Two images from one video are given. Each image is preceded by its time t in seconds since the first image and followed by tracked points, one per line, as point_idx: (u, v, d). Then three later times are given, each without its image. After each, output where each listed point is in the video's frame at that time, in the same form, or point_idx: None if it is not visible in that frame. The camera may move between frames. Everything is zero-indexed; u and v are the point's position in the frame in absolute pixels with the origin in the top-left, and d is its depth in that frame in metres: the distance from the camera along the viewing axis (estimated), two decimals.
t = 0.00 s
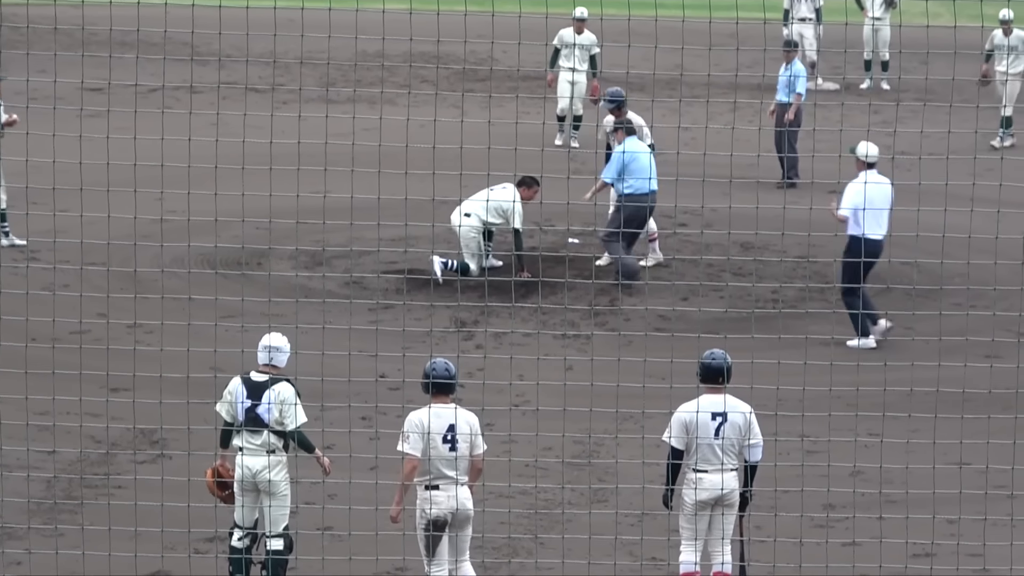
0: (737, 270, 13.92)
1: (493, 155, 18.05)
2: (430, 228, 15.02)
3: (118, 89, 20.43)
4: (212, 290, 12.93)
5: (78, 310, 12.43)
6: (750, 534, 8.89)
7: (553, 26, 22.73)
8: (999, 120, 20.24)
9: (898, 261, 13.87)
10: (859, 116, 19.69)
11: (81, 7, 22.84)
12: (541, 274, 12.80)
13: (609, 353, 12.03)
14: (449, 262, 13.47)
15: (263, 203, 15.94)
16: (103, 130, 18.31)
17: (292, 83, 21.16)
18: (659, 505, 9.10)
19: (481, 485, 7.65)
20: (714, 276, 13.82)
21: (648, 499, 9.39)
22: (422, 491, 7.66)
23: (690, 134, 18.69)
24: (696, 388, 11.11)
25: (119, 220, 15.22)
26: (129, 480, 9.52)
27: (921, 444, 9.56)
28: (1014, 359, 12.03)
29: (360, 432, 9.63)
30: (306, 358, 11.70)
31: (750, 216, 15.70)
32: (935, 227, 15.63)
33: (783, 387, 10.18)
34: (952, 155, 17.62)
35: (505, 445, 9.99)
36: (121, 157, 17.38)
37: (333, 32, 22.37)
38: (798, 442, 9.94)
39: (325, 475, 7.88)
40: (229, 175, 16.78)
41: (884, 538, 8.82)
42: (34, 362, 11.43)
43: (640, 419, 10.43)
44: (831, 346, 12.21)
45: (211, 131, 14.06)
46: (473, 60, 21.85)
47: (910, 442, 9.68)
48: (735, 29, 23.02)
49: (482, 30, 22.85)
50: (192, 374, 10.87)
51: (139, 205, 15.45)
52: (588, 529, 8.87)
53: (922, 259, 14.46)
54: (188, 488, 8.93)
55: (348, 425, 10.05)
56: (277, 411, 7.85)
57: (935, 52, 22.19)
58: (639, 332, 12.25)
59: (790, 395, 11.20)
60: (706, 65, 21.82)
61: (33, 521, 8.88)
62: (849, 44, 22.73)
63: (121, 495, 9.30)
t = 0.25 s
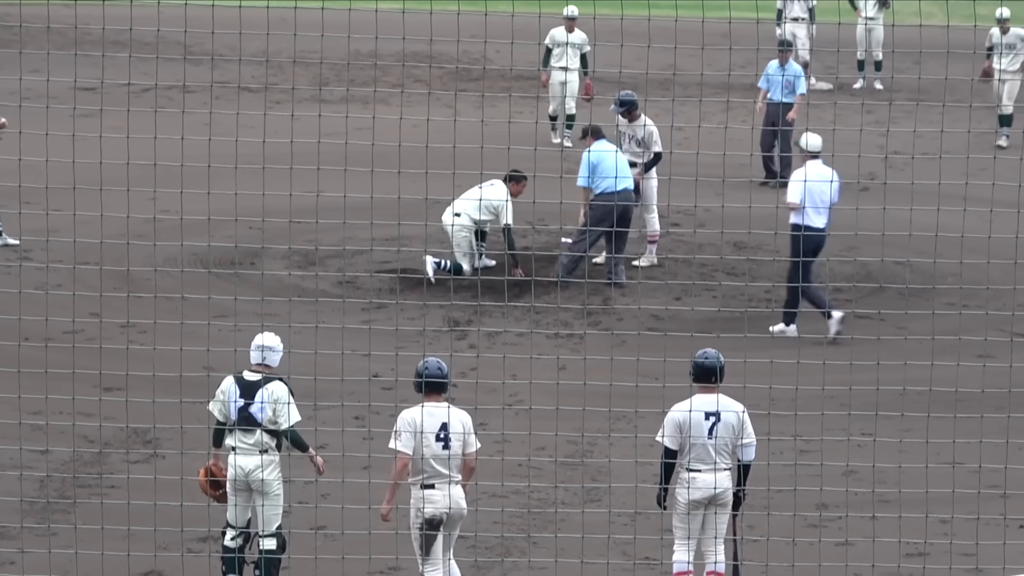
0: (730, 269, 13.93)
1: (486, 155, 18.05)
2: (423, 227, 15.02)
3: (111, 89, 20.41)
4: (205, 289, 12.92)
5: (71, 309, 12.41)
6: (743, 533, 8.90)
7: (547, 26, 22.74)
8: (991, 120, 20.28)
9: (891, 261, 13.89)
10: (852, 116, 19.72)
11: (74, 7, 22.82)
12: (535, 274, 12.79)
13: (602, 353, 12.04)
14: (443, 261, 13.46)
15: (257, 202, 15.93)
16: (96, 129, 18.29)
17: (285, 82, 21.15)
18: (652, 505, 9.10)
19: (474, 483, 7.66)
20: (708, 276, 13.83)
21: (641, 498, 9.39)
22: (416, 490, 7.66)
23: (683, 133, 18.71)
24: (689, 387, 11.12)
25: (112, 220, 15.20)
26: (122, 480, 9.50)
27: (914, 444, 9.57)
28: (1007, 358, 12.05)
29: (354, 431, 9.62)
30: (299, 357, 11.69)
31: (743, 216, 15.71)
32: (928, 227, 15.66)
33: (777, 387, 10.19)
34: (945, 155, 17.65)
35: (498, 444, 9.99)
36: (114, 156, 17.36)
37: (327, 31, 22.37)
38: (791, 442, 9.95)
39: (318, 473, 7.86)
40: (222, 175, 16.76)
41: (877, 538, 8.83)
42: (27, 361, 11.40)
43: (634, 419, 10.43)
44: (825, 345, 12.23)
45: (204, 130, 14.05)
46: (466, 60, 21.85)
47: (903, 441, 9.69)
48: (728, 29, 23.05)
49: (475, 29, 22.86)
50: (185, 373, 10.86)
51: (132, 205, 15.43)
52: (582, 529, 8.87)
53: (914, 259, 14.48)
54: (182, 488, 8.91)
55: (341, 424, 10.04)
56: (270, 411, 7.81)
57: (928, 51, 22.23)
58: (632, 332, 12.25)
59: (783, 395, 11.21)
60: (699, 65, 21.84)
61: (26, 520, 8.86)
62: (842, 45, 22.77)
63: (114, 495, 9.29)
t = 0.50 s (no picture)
0: (723, 268, 13.94)
1: (479, 153, 18.04)
2: (416, 225, 15.01)
3: (104, 86, 20.38)
4: (198, 287, 12.90)
5: (64, 307, 12.39)
6: (735, 532, 8.90)
7: (540, 24, 22.74)
8: (984, 118, 20.31)
9: (884, 259, 13.90)
10: (845, 114, 19.73)
11: (66, 4, 22.78)
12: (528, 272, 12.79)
13: (595, 351, 12.04)
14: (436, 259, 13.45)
15: (250, 200, 15.91)
16: (89, 127, 18.26)
17: (278, 80, 21.13)
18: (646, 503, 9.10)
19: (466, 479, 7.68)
20: (701, 274, 13.83)
21: (634, 496, 9.39)
22: (410, 487, 7.66)
23: (676, 131, 18.71)
24: (682, 386, 11.13)
25: (105, 217, 15.18)
26: (115, 477, 9.50)
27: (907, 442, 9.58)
28: (1000, 357, 12.07)
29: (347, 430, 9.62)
30: (292, 355, 11.68)
31: (736, 214, 15.72)
32: (921, 226, 15.68)
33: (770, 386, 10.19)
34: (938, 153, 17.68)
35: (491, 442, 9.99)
36: (107, 154, 17.34)
37: (320, 29, 22.35)
38: (784, 440, 9.96)
39: (311, 471, 7.85)
40: (215, 173, 16.74)
41: (869, 537, 8.84)
42: (20, 359, 11.39)
43: (627, 417, 10.43)
44: (818, 344, 12.24)
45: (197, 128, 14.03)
46: (459, 57, 21.84)
47: (896, 439, 9.70)
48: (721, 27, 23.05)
49: (469, 27, 22.85)
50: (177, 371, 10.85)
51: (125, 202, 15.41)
52: (575, 527, 8.88)
53: (907, 257, 14.50)
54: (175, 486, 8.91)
55: (334, 422, 10.03)
56: (263, 409, 7.81)
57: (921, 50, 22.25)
58: (625, 330, 12.26)
59: (776, 393, 11.22)
60: (692, 63, 21.85)
61: (19, 518, 8.85)
62: (835, 43, 22.78)
63: (107, 493, 9.28)
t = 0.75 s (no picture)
0: (718, 266, 13.94)
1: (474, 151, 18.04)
2: (411, 223, 15.00)
3: (99, 84, 20.37)
4: (192, 284, 12.89)
5: (58, 305, 12.38)
6: (729, 530, 8.91)
7: (535, 22, 22.74)
8: (979, 116, 20.34)
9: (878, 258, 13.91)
10: (840, 113, 19.75)
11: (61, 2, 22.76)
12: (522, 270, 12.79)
13: (589, 349, 12.04)
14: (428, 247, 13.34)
15: (244, 198, 15.90)
16: (83, 125, 18.25)
17: (273, 78, 21.12)
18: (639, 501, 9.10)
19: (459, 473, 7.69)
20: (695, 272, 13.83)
21: (628, 495, 9.39)
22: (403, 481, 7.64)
23: (671, 130, 18.72)
24: (676, 384, 11.13)
25: (99, 215, 15.16)
26: (109, 475, 9.49)
27: (901, 441, 9.59)
28: (994, 355, 12.08)
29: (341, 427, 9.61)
30: (286, 353, 11.67)
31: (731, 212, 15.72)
32: (916, 224, 15.68)
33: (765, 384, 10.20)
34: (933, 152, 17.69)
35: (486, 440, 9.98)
36: (101, 151, 17.33)
37: (315, 27, 22.35)
38: (778, 438, 9.96)
39: (306, 469, 7.84)
40: (210, 170, 16.73)
41: (864, 535, 8.85)
42: (14, 357, 11.37)
43: (621, 415, 10.43)
44: (812, 342, 12.25)
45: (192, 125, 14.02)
46: (454, 55, 21.84)
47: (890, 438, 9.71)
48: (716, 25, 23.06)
49: (464, 26, 22.86)
50: (172, 368, 10.84)
51: (120, 200, 15.40)
52: (569, 525, 8.87)
53: (902, 256, 14.51)
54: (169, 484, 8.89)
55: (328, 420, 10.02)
56: (257, 406, 7.81)
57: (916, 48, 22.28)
58: (619, 328, 12.25)
59: (771, 391, 11.22)
60: (687, 62, 21.86)
61: (13, 516, 8.84)
62: (830, 41, 22.79)
63: (101, 490, 9.27)
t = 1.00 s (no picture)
0: (711, 266, 13.95)
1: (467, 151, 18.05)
2: (404, 223, 15.00)
3: (92, 83, 20.36)
4: (186, 284, 12.88)
5: (51, 305, 12.36)
6: (722, 530, 8.92)
7: (528, 22, 22.76)
8: (972, 116, 20.36)
9: (872, 258, 13.94)
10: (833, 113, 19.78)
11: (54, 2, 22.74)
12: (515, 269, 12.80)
13: (583, 349, 12.05)
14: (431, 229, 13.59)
15: (238, 197, 15.90)
16: (76, 124, 18.22)
17: (266, 77, 21.11)
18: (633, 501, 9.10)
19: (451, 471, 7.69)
20: (689, 272, 13.84)
21: (622, 495, 9.40)
22: (396, 479, 7.64)
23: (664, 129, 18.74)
24: (670, 383, 11.14)
25: (93, 214, 15.14)
26: (102, 474, 9.47)
27: (895, 441, 9.60)
28: (987, 355, 12.10)
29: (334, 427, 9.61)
30: (280, 353, 11.67)
31: (724, 212, 15.73)
32: (909, 224, 15.71)
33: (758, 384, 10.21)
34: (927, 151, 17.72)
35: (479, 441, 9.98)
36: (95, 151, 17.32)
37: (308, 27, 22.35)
38: (772, 438, 9.97)
39: (300, 469, 7.86)
40: (203, 170, 16.72)
41: (857, 535, 8.85)
42: (7, 357, 11.35)
43: (615, 415, 10.44)
44: (805, 342, 12.26)
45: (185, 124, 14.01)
46: (447, 55, 21.85)
47: (883, 438, 9.72)
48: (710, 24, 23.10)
49: (457, 25, 22.88)
50: (165, 368, 10.83)
51: (113, 200, 15.38)
52: (562, 525, 8.88)
53: (895, 255, 14.53)
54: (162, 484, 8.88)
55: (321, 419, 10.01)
56: (251, 406, 7.80)
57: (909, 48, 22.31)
58: (613, 328, 12.27)
59: (764, 391, 11.23)
60: (680, 61, 21.89)
61: (6, 516, 8.82)
62: (823, 41, 22.83)
63: (95, 489, 9.26)
